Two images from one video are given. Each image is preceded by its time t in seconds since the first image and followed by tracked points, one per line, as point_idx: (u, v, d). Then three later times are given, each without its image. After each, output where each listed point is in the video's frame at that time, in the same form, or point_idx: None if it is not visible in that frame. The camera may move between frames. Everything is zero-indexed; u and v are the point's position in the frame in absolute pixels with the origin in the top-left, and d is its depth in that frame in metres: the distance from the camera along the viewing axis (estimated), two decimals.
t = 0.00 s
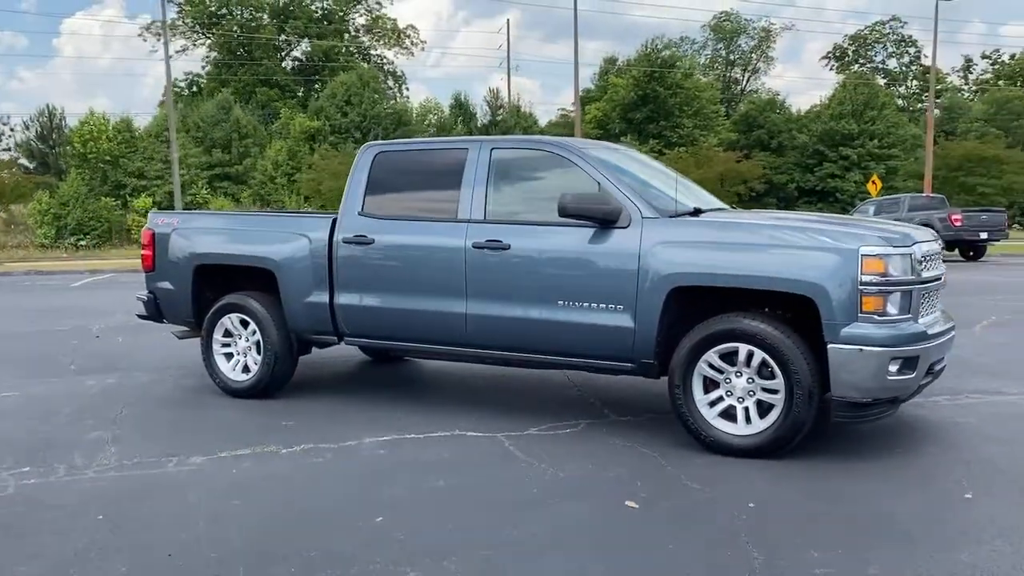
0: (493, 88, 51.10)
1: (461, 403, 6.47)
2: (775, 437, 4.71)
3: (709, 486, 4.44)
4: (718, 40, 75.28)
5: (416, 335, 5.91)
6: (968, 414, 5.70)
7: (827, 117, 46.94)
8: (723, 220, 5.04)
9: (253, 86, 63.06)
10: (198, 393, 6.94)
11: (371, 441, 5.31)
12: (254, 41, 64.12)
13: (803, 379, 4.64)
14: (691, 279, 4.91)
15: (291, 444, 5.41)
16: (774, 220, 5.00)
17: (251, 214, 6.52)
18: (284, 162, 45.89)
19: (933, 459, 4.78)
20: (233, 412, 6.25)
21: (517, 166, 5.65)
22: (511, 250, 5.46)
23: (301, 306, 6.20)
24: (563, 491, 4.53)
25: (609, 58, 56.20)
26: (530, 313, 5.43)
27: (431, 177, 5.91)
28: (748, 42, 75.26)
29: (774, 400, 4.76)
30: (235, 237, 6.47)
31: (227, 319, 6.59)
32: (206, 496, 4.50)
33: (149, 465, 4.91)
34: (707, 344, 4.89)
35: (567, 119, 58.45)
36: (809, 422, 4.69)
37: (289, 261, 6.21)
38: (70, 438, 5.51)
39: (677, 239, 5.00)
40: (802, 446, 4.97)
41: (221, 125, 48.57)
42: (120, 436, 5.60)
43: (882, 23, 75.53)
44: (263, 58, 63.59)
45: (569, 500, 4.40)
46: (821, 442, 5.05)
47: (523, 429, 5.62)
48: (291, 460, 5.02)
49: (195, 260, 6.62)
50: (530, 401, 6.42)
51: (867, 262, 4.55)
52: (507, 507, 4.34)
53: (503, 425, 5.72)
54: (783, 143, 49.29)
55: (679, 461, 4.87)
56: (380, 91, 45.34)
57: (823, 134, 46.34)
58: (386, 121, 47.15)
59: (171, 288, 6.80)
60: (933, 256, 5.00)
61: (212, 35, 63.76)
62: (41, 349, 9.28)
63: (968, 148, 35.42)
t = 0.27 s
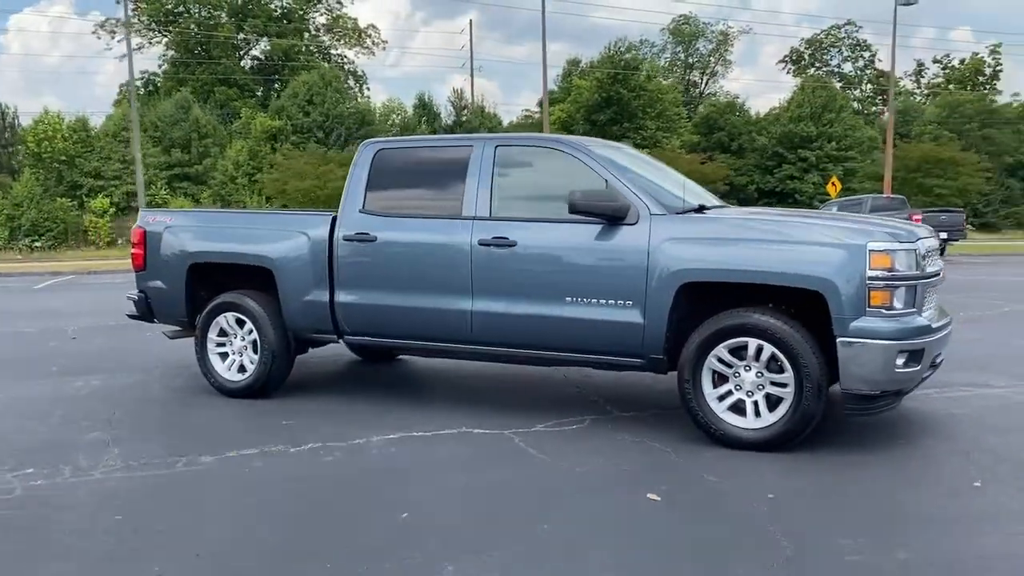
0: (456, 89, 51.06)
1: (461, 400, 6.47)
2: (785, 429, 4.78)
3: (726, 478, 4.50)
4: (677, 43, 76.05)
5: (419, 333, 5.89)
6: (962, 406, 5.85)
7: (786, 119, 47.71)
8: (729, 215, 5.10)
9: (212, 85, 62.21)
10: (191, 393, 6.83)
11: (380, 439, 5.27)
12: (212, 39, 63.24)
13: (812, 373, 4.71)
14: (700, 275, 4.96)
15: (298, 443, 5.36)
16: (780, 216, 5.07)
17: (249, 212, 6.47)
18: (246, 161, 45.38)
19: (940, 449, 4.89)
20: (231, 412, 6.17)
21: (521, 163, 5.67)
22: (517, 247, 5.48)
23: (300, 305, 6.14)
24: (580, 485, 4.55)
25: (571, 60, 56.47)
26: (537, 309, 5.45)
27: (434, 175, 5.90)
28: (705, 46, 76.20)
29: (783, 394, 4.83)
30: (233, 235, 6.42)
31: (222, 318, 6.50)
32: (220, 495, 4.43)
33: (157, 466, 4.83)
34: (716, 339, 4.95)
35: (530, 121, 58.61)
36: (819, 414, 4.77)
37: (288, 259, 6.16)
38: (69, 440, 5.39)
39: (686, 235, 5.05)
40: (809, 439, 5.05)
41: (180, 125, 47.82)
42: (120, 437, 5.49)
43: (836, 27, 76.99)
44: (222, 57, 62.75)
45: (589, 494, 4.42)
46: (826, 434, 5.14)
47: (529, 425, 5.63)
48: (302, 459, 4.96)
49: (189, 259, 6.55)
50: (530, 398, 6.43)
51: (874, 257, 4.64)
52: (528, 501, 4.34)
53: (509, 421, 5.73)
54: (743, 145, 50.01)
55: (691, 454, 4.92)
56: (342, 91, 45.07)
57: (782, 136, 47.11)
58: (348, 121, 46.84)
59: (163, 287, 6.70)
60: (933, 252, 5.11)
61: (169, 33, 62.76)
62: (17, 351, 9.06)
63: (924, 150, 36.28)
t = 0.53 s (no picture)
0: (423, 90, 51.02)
1: (467, 403, 6.52)
2: (797, 428, 4.90)
3: (745, 476, 4.61)
4: (638, 45, 76.61)
5: (429, 336, 5.92)
6: (958, 405, 6.03)
7: (749, 121, 48.43)
8: (740, 219, 5.21)
9: (172, 85, 61.39)
10: (192, 398, 6.78)
11: (396, 442, 5.29)
12: (172, 38, 62.40)
13: (824, 373, 4.84)
14: (713, 278, 5.07)
15: (313, 447, 5.36)
16: (790, 220, 5.20)
17: (253, 216, 6.47)
18: (209, 162, 45.04)
19: (946, 447, 5.05)
20: (238, 417, 6.14)
21: (532, 167, 5.74)
22: (529, 250, 5.54)
23: (306, 309, 6.14)
24: (604, 485, 4.62)
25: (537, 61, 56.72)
26: (549, 312, 5.52)
27: (443, 179, 5.96)
28: (667, 48, 76.90)
29: (795, 393, 4.95)
30: (237, 240, 6.41)
31: (225, 322, 6.48)
32: (247, 498, 4.43)
33: (178, 472, 4.80)
34: (729, 340, 5.05)
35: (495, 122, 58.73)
36: (830, 413, 4.90)
37: (295, 263, 6.16)
38: (80, 447, 5.33)
39: (698, 238, 5.15)
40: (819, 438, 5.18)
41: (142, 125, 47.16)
42: (132, 443, 5.45)
43: (794, 31, 78.16)
44: (182, 56, 61.93)
45: (614, 493, 4.49)
46: (835, 433, 5.27)
47: (541, 427, 5.69)
48: (322, 462, 4.97)
49: (192, 263, 6.51)
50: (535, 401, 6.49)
51: (884, 260, 4.78)
52: (554, 501, 4.40)
53: (519, 423, 5.79)
54: (706, 147, 50.61)
55: (706, 454, 5.01)
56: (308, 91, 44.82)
57: (745, 138, 47.73)
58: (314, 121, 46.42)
59: (164, 291, 6.65)
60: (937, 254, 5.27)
61: (128, 32, 61.79)
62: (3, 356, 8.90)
63: (884, 152, 37.01)
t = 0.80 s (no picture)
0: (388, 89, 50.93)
1: (467, 398, 6.58)
2: (800, 418, 5.05)
3: (755, 464, 4.74)
4: (601, 46, 77.05)
5: (432, 331, 5.97)
6: (946, 396, 6.23)
7: (711, 122, 49.09)
8: (742, 215, 5.35)
9: (131, 83, 60.43)
10: (189, 397, 6.76)
11: (407, 436, 5.34)
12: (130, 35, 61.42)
13: (826, 365, 4.99)
14: (717, 272, 5.19)
15: (322, 441, 5.38)
16: (790, 216, 5.33)
17: (255, 215, 6.49)
18: (171, 162, 44.69)
19: (942, 435, 5.24)
20: (241, 414, 6.13)
21: (536, 165, 5.82)
22: (534, 246, 5.62)
23: (308, 306, 6.16)
24: (619, 471, 4.71)
25: (502, 61, 56.94)
26: (555, 307, 5.61)
27: (446, 177, 6.02)
28: (629, 49, 77.49)
29: (798, 384, 5.10)
30: (240, 238, 6.42)
31: (225, 320, 6.47)
32: (267, 491, 4.45)
33: (192, 467, 4.81)
34: (734, 334, 5.18)
35: (460, 122, 58.83)
36: (831, 403, 5.05)
37: (297, 260, 6.18)
38: (86, 444, 5.30)
39: (703, 234, 5.27)
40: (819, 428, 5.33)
41: (101, 123, 46.43)
42: (138, 441, 5.43)
43: (754, 33, 79.23)
44: (141, 53, 60.95)
45: (629, 478, 4.58)
46: (834, 423, 5.43)
47: (545, 420, 5.77)
48: (336, 456, 5.00)
49: (192, 261, 6.50)
50: (536, 395, 6.58)
51: (883, 255, 4.93)
52: (575, 486, 4.47)
53: (523, 416, 5.87)
54: (670, 147, 51.20)
55: (713, 443, 5.14)
56: (271, 90, 44.49)
57: (708, 139, 48.29)
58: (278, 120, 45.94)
59: (161, 288, 6.62)
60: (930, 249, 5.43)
61: (84, 28, 60.68)
62: None
63: (846, 152, 37.74)
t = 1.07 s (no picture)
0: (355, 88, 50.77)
1: (470, 398, 6.67)
2: (803, 416, 5.22)
3: (763, 460, 4.89)
4: (565, 45, 77.36)
5: (438, 333, 6.05)
6: (935, 392, 6.45)
7: (677, 122, 49.64)
8: (744, 218, 5.50)
9: (91, 81, 59.48)
10: (191, 400, 6.76)
11: (419, 437, 5.41)
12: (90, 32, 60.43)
13: (829, 364, 5.16)
14: (721, 275, 5.34)
15: (334, 443, 5.43)
16: (791, 219, 5.50)
17: (257, 217, 6.51)
18: (135, 161, 44.12)
19: (937, 431, 5.44)
20: (246, 418, 6.16)
21: (540, 169, 5.91)
22: (541, 250, 5.72)
23: (314, 309, 6.21)
24: (632, 468, 4.83)
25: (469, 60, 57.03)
26: (560, 309, 5.72)
27: (450, 181, 6.08)
28: (593, 49, 77.95)
29: (800, 383, 5.27)
30: (242, 241, 6.44)
31: (227, 323, 6.49)
32: (290, 493, 4.50)
33: (210, 471, 4.84)
34: (738, 335, 5.33)
35: (427, 120, 58.81)
36: (832, 400, 5.23)
37: (302, 263, 6.22)
38: (97, 449, 5.29)
39: (707, 237, 5.41)
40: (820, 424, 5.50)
41: (62, 122, 45.72)
42: (148, 445, 5.44)
43: (716, 34, 80.13)
44: (101, 50, 60.01)
45: (643, 474, 4.70)
46: (833, 419, 5.61)
47: (551, 419, 5.89)
48: (352, 458, 5.06)
49: (193, 264, 6.51)
50: (537, 395, 6.69)
51: (882, 257, 5.11)
52: (592, 482, 4.58)
53: (528, 416, 5.98)
54: (636, 147, 51.68)
55: (719, 441, 5.29)
56: (238, 88, 44.14)
57: (673, 139, 48.79)
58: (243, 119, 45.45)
59: (162, 292, 6.62)
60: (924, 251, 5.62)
61: (42, 24, 59.58)
62: None
63: (810, 152, 38.41)
